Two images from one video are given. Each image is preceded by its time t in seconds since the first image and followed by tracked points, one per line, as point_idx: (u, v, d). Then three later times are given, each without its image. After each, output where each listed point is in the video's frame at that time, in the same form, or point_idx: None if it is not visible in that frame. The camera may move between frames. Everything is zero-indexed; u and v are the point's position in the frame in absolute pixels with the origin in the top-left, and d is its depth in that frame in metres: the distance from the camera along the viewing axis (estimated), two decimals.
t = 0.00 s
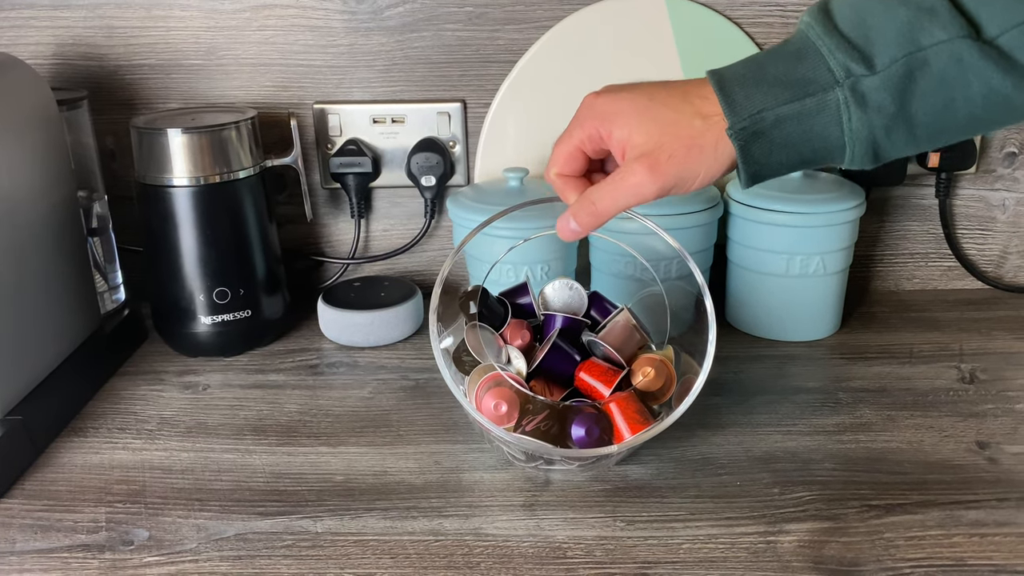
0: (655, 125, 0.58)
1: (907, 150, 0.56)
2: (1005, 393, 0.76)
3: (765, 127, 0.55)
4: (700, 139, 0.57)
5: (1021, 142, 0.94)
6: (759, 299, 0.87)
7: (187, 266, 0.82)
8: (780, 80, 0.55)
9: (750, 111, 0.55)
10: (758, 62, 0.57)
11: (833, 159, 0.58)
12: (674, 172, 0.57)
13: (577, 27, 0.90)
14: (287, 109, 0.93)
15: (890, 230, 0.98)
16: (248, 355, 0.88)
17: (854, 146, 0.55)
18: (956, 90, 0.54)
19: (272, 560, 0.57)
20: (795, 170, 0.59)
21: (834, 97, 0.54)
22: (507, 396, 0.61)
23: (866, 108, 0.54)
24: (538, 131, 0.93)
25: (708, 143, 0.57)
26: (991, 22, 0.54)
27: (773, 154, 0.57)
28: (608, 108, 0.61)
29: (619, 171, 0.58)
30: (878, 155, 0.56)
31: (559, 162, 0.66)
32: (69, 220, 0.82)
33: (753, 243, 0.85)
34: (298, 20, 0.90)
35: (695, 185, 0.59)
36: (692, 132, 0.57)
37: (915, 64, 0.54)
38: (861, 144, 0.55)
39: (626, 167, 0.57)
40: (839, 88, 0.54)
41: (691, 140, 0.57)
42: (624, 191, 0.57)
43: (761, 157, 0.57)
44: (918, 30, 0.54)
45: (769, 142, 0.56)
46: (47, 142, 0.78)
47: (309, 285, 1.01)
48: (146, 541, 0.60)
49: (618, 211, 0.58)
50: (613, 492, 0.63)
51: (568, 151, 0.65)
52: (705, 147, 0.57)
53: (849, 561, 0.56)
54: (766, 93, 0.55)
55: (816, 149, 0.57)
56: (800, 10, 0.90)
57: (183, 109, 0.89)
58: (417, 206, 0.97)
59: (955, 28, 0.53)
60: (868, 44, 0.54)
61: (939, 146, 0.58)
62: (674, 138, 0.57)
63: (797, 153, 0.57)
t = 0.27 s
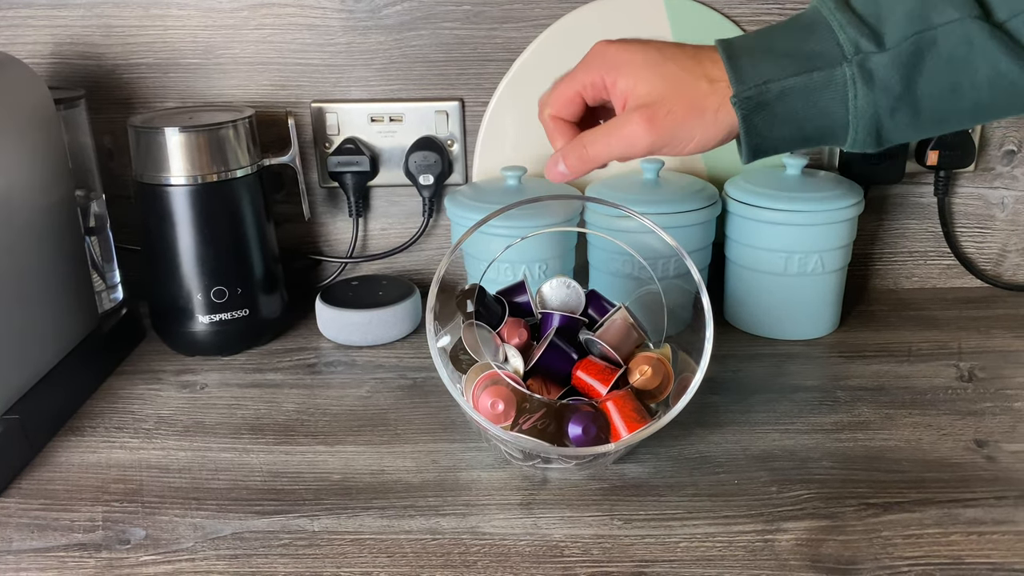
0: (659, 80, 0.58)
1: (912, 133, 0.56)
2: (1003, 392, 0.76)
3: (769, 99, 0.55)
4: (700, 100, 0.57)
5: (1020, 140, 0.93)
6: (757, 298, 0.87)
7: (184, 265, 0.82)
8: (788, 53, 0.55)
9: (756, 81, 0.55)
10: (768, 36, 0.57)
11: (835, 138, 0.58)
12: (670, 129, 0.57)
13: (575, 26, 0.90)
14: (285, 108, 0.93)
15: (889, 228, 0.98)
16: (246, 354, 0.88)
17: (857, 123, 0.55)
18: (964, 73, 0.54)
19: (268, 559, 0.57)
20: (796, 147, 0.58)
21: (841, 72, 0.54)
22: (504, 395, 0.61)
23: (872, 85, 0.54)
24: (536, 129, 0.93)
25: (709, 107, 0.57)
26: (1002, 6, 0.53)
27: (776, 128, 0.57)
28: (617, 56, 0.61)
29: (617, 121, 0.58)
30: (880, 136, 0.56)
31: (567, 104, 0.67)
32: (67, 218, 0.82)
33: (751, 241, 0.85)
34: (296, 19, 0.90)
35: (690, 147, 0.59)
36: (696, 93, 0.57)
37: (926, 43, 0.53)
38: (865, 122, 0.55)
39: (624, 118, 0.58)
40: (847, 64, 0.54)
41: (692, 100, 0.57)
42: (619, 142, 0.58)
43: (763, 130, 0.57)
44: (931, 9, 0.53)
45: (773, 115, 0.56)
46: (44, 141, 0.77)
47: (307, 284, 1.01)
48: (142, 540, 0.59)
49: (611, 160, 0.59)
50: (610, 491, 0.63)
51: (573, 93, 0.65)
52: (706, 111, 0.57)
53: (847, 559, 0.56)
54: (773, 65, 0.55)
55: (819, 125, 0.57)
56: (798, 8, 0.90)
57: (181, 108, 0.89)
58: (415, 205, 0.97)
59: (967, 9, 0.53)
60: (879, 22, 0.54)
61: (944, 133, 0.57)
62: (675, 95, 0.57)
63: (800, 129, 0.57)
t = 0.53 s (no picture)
0: (739, 46, 0.51)
1: (1007, 125, 0.52)
2: (1004, 391, 0.76)
3: (861, 73, 0.51)
4: (786, 73, 0.51)
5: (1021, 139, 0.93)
6: (758, 298, 0.87)
7: (185, 266, 0.82)
8: (884, 27, 0.52)
9: (847, 53, 0.51)
10: (857, 12, 0.53)
11: (924, 127, 0.53)
12: (751, 102, 0.51)
13: (576, 26, 0.90)
14: (286, 109, 0.93)
15: (890, 228, 0.98)
16: (247, 355, 0.88)
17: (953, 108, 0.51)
18: None
19: (270, 559, 0.57)
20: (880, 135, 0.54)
21: (940, 50, 0.51)
22: (505, 395, 0.61)
23: (972, 65, 0.50)
24: (536, 129, 0.93)
25: (792, 80, 0.51)
26: None
27: (864, 108, 0.52)
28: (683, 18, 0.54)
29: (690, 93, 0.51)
30: (973, 124, 0.52)
31: (584, 74, 0.58)
32: (68, 219, 0.82)
33: (752, 241, 0.85)
34: (296, 20, 0.90)
35: (764, 124, 0.53)
36: (778, 63, 0.51)
37: None
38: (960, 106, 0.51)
39: (698, 88, 0.51)
40: (947, 42, 0.51)
41: (776, 73, 0.51)
42: (695, 115, 0.51)
43: (850, 108, 0.52)
44: None
45: (863, 92, 0.51)
46: (45, 142, 0.78)
47: (308, 285, 1.01)
48: (144, 540, 0.60)
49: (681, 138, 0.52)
50: (611, 491, 0.63)
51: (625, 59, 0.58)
52: (791, 84, 0.51)
53: (848, 559, 0.56)
54: (867, 38, 0.51)
55: (911, 109, 0.52)
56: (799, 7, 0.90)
57: (182, 108, 0.89)
58: (415, 205, 0.97)
59: None
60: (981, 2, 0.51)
61: None
62: (758, 65, 0.51)
63: (889, 110, 0.52)
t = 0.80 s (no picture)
0: (773, 64, 0.53)
1: None
2: (1006, 390, 0.76)
3: (896, 81, 0.53)
4: (820, 85, 0.53)
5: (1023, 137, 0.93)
6: (759, 297, 0.87)
7: (186, 266, 0.82)
8: (918, 36, 0.53)
9: (883, 61, 0.53)
10: (892, 21, 0.55)
11: (959, 132, 0.55)
12: (788, 115, 0.52)
13: (576, 26, 0.90)
14: (286, 109, 0.93)
15: (891, 227, 0.97)
16: (248, 355, 0.88)
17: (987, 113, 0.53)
18: None
19: (271, 559, 0.57)
20: (915, 141, 0.55)
21: (975, 56, 0.53)
22: (505, 395, 0.61)
23: (1008, 70, 0.52)
24: (537, 129, 0.93)
25: (827, 92, 0.53)
26: None
27: (899, 114, 0.54)
28: (711, 44, 0.56)
29: (726, 109, 0.52)
30: (1007, 129, 0.54)
31: (610, 101, 0.63)
32: (69, 219, 0.82)
33: (752, 241, 0.85)
34: (297, 20, 0.90)
35: (803, 136, 0.54)
36: (813, 75, 0.53)
37: None
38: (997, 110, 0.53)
39: (735, 104, 0.52)
40: (983, 47, 0.53)
41: (810, 85, 0.52)
42: (732, 131, 0.52)
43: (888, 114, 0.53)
44: None
45: (899, 99, 0.53)
46: (46, 142, 0.78)
47: (309, 285, 1.01)
48: (145, 541, 0.60)
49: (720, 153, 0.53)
50: (611, 491, 0.63)
51: (649, 79, 0.60)
52: (826, 95, 0.53)
53: (849, 558, 0.56)
54: (902, 45, 0.53)
55: (946, 116, 0.54)
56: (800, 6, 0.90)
57: (183, 109, 0.89)
58: (416, 205, 0.97)
59: None
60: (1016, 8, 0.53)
61: None
62: (791, 80, 0.52)
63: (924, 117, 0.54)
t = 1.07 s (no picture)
0: (777, 48, 0.54)
1: None
2: (1007, 389, 0.75)
3: (896, 74, 0.53)
4: (822, 72, 0.53)
5: None
6: (760, 297, 0.87)
7: (187, 266, 0.82)
8: (921, 30, 0.54)
9: (885, 54, 0.53)
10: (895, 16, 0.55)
11: (961, 128, 0.55)
12: (786, 99, 0.53)
13: (577, 25, 0.90)
14: (287, 109, 0.93)
15: (893, 226, 0.97)
16: (250, 355, 0.88)
17: (988, 110, 0.53)
18: None
19: (271, 558, 0.58)
20: (917, 136, 0.55)
21: (977, 52, 0.53)
22: (505, 395, 0.61)
23: (1010, 66, 0.52)
24: (538, 129, 0.93)
25: (827, 80, 0.53)
26: None
27: (900, 107, 0.54)
28: (722, 27, 0.57)
29: (727, 89, 0.53)
30: (1009, 126, 0.54)
31: (619, 83, 0.69)
32: (70, 219, 0.82)
33: (753, 240, 0.85)
34: (297, 20, 0.90)
35: (802, 122, 0.55)
36: (814, 63, 0.53)
37: None
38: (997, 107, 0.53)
39: (736, 85, 0.53)
40: (985, 43, 0.53)
41: (811, 72, 0.53)
42: (730, 112, 0.53)
43: (887, 108, 0.54)
44: None
45: (900, 92, 0.53)
46: (47, 142, 0.78)
47: (310, 285, 1.02)
48: (146, 540, 0.60)
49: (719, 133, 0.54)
50: (612, 491, 0.63)
51: (659, 57, 0.63)
52: (826, 83, 0.53)
53: (850, 558, 0.56)
54: (904, 39, 0.53)
55: (947, 110, 0.54)
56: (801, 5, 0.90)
57: (184, 109, 0.89)
58: (417, 205, 0.97)
59: None
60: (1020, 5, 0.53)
61: None
62: (793, 64, 0.53)
63: (925, 111, 0.54)
